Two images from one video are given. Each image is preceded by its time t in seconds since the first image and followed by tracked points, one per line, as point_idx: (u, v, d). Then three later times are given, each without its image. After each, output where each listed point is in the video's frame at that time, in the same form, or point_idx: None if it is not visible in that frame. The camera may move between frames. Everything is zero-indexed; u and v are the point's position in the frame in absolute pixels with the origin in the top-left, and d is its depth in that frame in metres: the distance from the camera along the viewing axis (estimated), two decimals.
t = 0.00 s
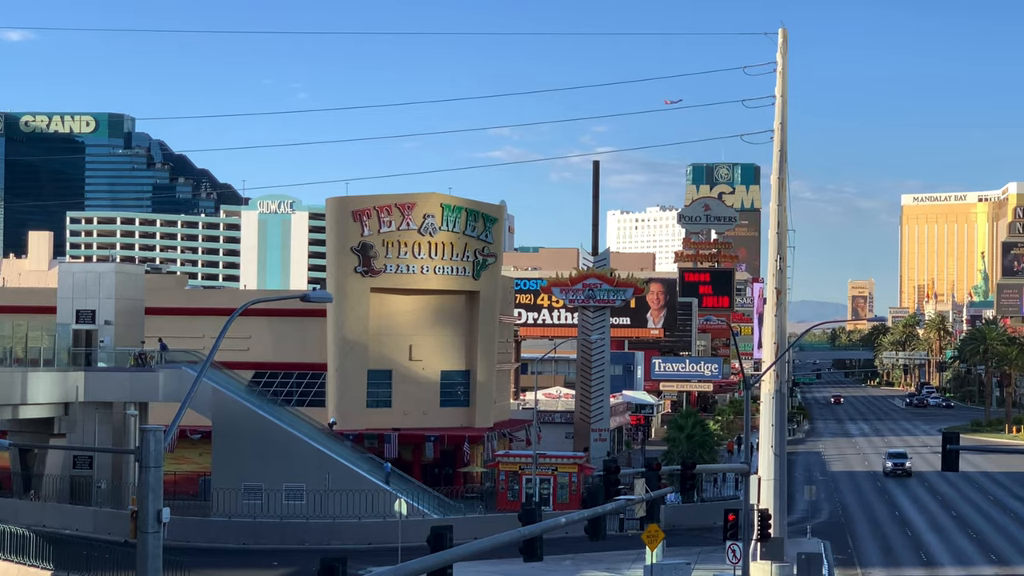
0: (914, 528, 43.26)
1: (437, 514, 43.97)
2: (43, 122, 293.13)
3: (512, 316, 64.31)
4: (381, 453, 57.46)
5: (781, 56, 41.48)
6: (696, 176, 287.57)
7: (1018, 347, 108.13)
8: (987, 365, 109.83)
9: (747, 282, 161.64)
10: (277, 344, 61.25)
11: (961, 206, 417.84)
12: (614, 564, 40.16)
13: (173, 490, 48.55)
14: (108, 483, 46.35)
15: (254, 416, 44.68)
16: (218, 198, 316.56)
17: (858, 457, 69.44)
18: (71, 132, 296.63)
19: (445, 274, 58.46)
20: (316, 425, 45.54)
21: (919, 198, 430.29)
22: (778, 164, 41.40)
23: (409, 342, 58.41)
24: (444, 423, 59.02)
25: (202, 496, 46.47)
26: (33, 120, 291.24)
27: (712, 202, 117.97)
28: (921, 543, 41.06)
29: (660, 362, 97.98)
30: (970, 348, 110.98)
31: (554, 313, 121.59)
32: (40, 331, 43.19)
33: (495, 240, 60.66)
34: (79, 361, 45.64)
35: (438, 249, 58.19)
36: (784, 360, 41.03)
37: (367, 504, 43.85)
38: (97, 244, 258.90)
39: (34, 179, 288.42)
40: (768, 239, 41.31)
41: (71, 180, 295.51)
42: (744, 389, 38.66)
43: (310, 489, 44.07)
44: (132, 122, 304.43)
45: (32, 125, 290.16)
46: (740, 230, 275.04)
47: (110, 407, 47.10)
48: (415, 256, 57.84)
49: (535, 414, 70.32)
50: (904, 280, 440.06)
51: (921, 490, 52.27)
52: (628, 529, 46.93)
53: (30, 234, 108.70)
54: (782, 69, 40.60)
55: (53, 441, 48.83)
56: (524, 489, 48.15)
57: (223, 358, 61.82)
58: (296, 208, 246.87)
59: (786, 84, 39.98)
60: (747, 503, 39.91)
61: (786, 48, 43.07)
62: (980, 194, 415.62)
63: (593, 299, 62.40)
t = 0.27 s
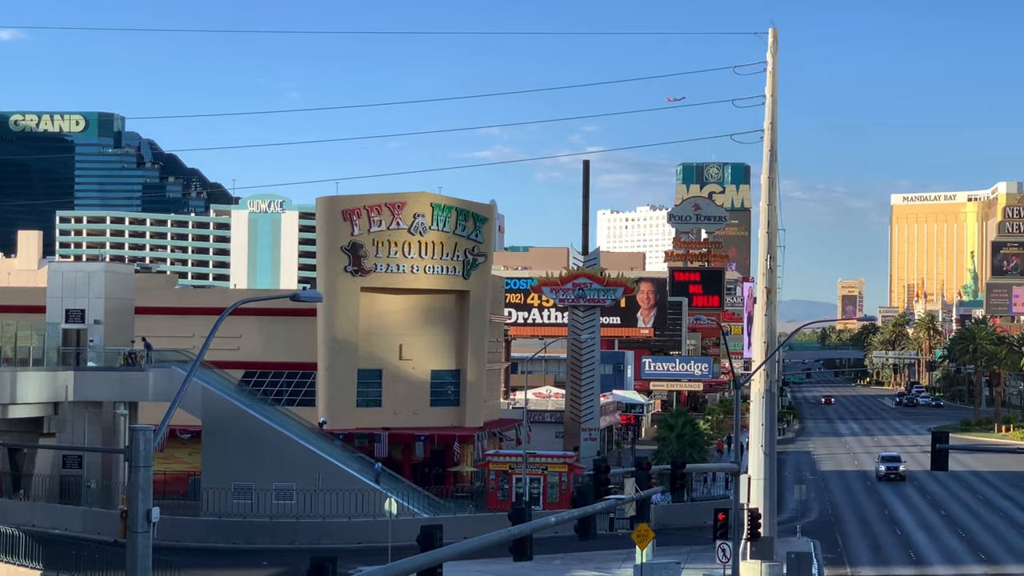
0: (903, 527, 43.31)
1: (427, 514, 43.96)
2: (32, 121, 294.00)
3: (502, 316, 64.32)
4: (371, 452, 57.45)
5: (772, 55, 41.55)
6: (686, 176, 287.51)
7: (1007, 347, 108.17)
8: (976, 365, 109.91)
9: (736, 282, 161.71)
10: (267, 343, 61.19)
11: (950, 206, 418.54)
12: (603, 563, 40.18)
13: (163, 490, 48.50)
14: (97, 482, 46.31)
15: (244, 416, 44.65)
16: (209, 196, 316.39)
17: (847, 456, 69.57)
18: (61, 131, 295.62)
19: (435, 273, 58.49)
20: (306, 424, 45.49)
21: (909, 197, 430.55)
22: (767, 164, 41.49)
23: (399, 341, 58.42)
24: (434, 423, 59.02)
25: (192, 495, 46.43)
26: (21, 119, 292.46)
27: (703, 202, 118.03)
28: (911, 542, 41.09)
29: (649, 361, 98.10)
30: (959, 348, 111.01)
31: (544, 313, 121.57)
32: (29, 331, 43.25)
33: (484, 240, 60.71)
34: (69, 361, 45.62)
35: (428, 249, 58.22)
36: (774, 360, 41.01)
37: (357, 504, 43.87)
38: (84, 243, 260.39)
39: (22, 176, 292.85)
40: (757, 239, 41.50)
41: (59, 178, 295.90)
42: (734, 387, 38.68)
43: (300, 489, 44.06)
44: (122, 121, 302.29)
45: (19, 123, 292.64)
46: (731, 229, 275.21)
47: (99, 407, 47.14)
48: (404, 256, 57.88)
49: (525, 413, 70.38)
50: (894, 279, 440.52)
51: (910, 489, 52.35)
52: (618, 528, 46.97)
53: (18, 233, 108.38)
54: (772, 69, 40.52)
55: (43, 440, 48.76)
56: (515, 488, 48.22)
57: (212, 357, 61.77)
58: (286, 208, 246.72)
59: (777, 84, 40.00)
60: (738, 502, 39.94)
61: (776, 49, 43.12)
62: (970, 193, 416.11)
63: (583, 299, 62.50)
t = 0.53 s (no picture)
0: (880, 527, 43.36)
1: (406, 513, 43.94)
2: (9, 121, 296.67)
3: (481, 316, 64.33)
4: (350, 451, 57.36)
5: (751, 56, 41.56)
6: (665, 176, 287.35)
7: (984, 346, 108.61)
8: (954, 364, 110.26)
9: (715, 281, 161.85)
10: (246, 344, 61.09)
11: (928, 206, 419.88)
12: (582, 563, 40.20)
13: (140, 490, 48.49)
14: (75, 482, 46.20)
15: (222, 415, 44.56)
16: (188, 196, 315.50)
17: (825, 455, 69.90)
18: (39, 131, 296.89)
19: (413, 273, 58.47)
20: (285, 424, 45.40)
21: (888, 197, 431.97)
22: (745, 162, 41.51)
23: (378, 341, 58.36)
24: (412, 422, 58.97)
25: (170, 496, 46.34)
26: None
27: (681, 202, 118.10)
28: (889, 542, 41.11)
29: (628, 361, 97.80)
30: (937, 347, 111.28)
31: (523, 313, 121.52)
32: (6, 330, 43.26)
33: (463, 239, 60.69)
34: (47, 360, 45.52)
35: (407, 249, 58.20)
36: (754, 359, 41.00)
37: (335, 504, 43.82)
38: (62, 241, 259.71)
39: None
40: (736, 239, 41.54)
41: (37, 178, 295.84)
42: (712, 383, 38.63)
43: (278, 489, 43.98)
44: (100, 121, 302.72)
45: None
46: (710, 228, 276.00)
47: (77, 407, 47.20)
48: (383, 256, 57.85)
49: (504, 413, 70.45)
50: (871, 279, 441.14)
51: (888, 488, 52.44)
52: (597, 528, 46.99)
53: None
54: (752, 69, 40.58)
55: (20, 441, 48.65)
56: (494, 488, 48.06)
57: (191, 356, 61.65)
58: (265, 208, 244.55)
59: (756, 83, 39.88)
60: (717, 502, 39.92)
61: (753, 48, 43.17)
62: (948, 194, 417.72)
63: (562, 298, 62.54)
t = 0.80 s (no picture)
0: (845, 527, 43.53)
1: (373, 514, 43.93)
2: None
3: (450, 315, 64.35)
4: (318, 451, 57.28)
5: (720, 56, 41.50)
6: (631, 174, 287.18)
7: (950, 345, 109.21)
8: (920, 364, 110.85)
9: (683, 281, 162.37)
10: (214, 343, 60.89)
11: (895, 206, 422.43)
12: (549, 562, 40.22)
13: (107, 490, 48.39)
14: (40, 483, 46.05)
15: (189, 416, 44.47)
16: (155, 195, 313.87)
17: (791, 455, 70.34)
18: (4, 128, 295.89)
19: (381, 272, 58.40)
20: (252, 424, 45.37)
21: (855, 197, 434.07)
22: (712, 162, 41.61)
23: (346, 340, 58.30)
24: (380, 422, 58.95)
25: (136, 496, 46.24)
26: None
27: (649, 201, 118.89)
28: (855, 541, 41.27)
29: (596, 360, 97.82)
30: (903, 347, 111.79)
31: (490, 312, 121.83)
32: None
33: (431, 238, 60.68)
34: (12, 360, 45.36)
35: (375, 248, 58.16)
36: (721, 360, 41.06)
37: (302, 504, 43.85)
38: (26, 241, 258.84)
39: None
40: (704, 239, 41.42)
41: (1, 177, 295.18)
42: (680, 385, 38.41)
43: (245, 489, 43.99)
44: (65, 119, 299.93)
45: None
46: (676, 228, 277.08)
47: (43, 407, 47.07)
48: (351, 255, 57.78)
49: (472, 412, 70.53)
50: (838, 278, 442.69)
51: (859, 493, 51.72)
52: (564, 528, 47.09)
53: None
54: (719, 69, 40.39)
55: None
56: (461, 488, 48.22)
57: (158, 356, 61.46)
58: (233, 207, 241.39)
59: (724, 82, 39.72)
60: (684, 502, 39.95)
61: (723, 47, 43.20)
62: (915, 193, 420.40)
63: (529, 298, 62.59)
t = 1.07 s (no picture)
0: (805, 525, 43.70)
1: (334, 513, 43.93)
2: None
3: (412, 314, 64.36)
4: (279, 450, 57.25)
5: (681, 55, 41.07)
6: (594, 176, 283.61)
7: (909, 343, 109.85)
8: (880, 362, 111.13)
9: (644, 281, 162.70)
10: (175, 342, 60.68)
11: (855, 206, 424.56)
12: (510, 561, 40.23)
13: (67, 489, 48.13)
14: None
15: (149, 416, 44.34)
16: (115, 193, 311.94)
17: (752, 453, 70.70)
18: None
19: (343, 271, 58.34)
20: (213, 422, 45.30)
21: (816, 197, 436.17)
22: (673, 160, 41.65)
23: (307, 339, 58.24)
24: (342, 421, 58.96)
25: (96, 495, 46.08)
26: None
27: (610, 200, 118.63)
28: (815, 540, 41.42)
29: (558, 359, 97.83)
30: (863, 346, 111.99)
31: (451, 311, 121.68)
32: None
33: (393, 237, 60.68)
34: None
35: (338, 247, 58.10)
36: (682, 358, 41.12)
37: (263, 504, 43.86)
38: None
39: None
40: (666, 238, 41.42)
41: None
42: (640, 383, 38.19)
43: (205, 488, 43.92)
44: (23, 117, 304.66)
45: None
46: (637, 227, 278.09)
47: (1, 406, 46.71)
48: (314, 254, 57.69)
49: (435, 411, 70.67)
50: (800, 279, 444.08)
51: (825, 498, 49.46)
52: (525, 527, 47.19)
53: None
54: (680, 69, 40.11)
55: None
56: (422, 487, 48.19)
57: (117, 354, 61.18)
58: (194, 205, 237.95)
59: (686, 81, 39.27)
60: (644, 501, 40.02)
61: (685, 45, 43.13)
62: (875, 193, 422.75)
63: (491, 297, 62.63)
